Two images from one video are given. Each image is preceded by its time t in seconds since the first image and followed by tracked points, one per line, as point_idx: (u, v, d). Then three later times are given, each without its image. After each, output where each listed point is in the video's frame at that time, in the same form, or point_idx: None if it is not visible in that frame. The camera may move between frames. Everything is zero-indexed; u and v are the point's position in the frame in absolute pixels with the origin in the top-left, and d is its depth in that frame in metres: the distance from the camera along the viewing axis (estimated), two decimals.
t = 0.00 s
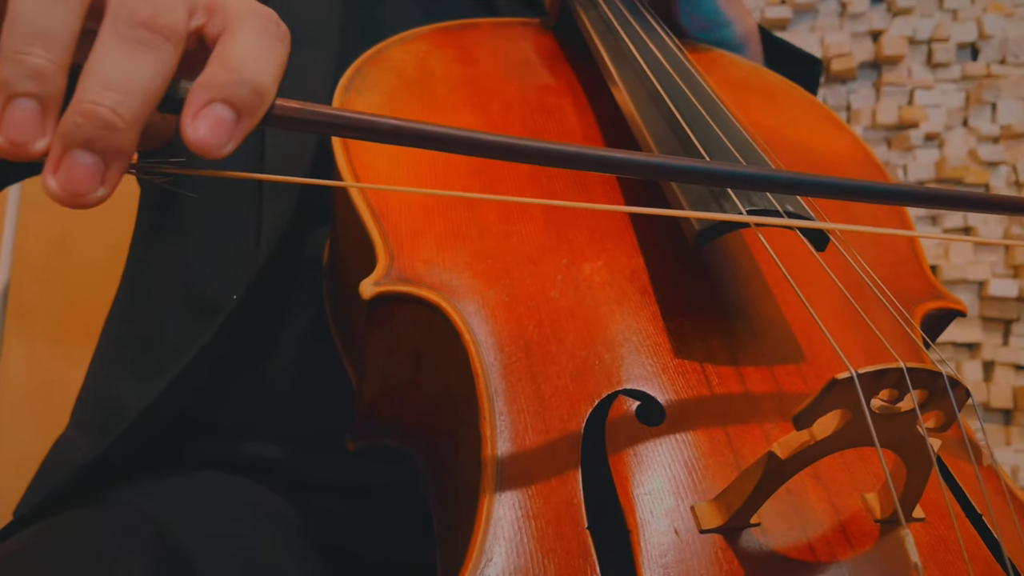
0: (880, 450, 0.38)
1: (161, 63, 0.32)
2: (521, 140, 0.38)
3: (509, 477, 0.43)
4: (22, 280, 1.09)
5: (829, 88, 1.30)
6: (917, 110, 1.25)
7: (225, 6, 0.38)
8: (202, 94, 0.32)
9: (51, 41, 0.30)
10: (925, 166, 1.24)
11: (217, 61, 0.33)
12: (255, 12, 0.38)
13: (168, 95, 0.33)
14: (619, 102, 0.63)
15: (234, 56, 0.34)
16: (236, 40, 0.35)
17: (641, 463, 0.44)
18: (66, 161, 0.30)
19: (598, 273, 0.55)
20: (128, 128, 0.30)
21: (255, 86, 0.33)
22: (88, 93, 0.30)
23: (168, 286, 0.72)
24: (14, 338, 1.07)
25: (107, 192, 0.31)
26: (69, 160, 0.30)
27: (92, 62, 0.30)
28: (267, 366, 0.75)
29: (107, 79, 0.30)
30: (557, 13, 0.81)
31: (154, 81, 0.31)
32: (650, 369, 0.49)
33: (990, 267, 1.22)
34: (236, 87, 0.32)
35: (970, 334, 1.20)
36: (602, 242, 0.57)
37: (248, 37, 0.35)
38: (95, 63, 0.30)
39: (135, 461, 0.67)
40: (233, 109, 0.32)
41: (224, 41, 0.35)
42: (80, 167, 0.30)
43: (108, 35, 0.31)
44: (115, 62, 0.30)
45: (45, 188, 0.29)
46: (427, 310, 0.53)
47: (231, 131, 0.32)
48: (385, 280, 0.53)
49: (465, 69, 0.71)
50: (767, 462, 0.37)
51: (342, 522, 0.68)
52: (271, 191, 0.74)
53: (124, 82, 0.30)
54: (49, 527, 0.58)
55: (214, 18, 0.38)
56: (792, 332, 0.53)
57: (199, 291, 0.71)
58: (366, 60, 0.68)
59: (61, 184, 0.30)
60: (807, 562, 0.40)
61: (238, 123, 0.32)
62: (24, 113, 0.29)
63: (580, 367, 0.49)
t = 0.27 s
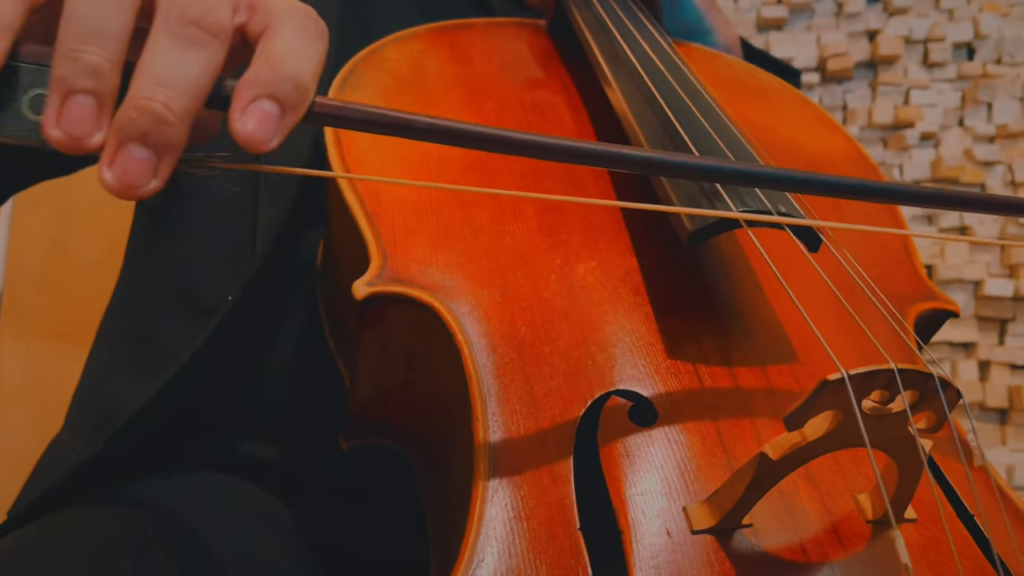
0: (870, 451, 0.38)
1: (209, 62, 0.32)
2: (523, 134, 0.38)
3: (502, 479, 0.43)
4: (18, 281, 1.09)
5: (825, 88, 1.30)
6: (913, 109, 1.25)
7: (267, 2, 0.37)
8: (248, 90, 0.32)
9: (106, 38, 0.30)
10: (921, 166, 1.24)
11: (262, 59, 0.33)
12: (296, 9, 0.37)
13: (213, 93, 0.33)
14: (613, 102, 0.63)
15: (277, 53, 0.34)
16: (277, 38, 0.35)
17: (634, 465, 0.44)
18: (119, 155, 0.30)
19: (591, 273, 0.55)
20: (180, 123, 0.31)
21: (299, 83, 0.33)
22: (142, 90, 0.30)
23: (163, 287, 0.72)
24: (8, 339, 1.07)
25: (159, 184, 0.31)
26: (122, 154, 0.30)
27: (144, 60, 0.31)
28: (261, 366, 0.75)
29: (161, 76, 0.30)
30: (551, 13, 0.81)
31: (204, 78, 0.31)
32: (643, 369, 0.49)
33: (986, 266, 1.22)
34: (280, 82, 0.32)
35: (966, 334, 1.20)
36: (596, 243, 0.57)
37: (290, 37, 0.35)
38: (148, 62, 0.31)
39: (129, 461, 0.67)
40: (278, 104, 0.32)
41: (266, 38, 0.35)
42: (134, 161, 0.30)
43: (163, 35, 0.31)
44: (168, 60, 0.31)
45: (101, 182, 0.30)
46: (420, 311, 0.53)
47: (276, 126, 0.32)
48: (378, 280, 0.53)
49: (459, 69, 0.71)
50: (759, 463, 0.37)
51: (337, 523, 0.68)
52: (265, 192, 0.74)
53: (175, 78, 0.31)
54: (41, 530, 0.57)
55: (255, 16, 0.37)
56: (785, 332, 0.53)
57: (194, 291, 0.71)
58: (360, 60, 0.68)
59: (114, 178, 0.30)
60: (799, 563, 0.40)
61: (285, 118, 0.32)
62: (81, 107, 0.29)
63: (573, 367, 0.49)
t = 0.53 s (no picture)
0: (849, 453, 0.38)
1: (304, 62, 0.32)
2: (522, 122, 0.36)
3: (485, 480, 0.43)
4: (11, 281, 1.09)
5: (818, 88, 1.30)
6: (905, 109, 1.25)
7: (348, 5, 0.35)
8: (340, 92, 0.31)
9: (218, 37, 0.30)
10: (913, 166, 1.24)
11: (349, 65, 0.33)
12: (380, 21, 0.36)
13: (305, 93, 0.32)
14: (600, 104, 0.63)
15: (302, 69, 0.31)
16: (363, 43, 0.34)
17: (615, 466, 0.44)
18: (183, 107, 0.29)
19: (576, 274, 0.55)
20: (282, 117, 0.31)
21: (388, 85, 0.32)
22: (247, 87, 0.30)
23: (153, 286, 0.71)
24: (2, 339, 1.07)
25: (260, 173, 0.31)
26: (228, 144, 0.30)
27: (250, 60, 0.30)
28: (250, 366, 0.75)
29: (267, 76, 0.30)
30: (540, 14, 0.81)
31: (303, 76, 0.31)
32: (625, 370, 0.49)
33: (978, 266, 1.22)
34: (265, 119, 0.30)
35: (958, 333, 1.20)
36: (582, 245, 0.57)
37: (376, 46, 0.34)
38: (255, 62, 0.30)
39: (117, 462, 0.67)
40: (257, 138, 0.30)
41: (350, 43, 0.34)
42: (239, 152, 0.30)
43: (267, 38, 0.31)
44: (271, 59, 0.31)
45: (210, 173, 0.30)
46: (405, 312, 0.53)
47: (255, 160, 0.30)
48: (363, 282, 0.53)
49: (448, 70, 0.71)
50: (738, 465, 0.37)
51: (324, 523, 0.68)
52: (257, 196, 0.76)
53: (278, 75, 0.30)
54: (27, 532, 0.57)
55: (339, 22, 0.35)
56: (769, 333, 0.53)
57: (182, 291, 0.71)
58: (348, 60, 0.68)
59: (179, 129, 0.29)
60: (779, 564, 0.40)
61: (263, 151, 0.31)
62: (194, 102, 0.29)
63: (556, 369, 0.49)
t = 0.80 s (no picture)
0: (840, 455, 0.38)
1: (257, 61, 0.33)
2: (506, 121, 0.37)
3: (478, 482, 0.43)
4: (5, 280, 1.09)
5: (814, 88, 1.30)
6: (901, 109, 1.25)
7: (290, 16, 0.38)
8: (298, 86, 0.33)
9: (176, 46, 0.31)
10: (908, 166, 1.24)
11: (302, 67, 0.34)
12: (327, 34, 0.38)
13: (260, 96, 0.33)
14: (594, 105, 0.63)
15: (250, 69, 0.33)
16: (309, 53, 0.36)
17: (608, 468, 0.44)
18: (143, 110, 0.30)
19: (569, 275, 0.55)
20: (242, 112, 0.32)
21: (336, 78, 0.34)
22: (207, 83, 0.31)
23: (147, 288, 0.71)
24: None
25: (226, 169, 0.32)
26: (191, 141, 0.30)
27: (208, 61, 0.32)
28: (244, 369, 0.75)
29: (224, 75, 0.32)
30: (534, 15, 0.81)
31: (257, 74, 0.33)
32: (619, 370, 0.49)
33: (973, 266, 1.22)
34: (223, 112, 0.31)
35: (953, 333, 1.20)
36: (576, 246, 0.57)
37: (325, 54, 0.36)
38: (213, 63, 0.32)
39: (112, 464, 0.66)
40: (219, 133, 0.31)
41: (297, 53, 0.36)
42: (200, 145, 0.31)
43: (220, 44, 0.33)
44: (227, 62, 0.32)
45: (173, 168, 0.30)
46: (399, 314, 0.53)
47: (221, 154, 0.31)
48: (357, 282, 0.53)
49: (442, 71, 0.71)
50: (730, 466, 0.37)
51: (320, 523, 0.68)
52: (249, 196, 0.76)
53: (234, 72, 0.32)
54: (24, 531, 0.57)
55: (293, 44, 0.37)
56: (762, 335, 0.53)
57: (177, 294, 0.71)
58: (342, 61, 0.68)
59: (140, 131, 0.30)
60: (771, 565, 0.41)
61: (228, 146, 0.31)
62: (154, 103, 0.30)
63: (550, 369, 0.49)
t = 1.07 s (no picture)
0: (830, 452, 0.38)
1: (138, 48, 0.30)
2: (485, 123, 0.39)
3: (467, 480, 0.43)
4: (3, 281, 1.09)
5: (810, 87, 1.30)
6: (896, 108, 1.25)
7: None
8: (173, 74, 0.30)
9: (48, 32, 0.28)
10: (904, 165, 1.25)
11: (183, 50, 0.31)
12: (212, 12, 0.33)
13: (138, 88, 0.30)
14: (586, 103, 0.63)
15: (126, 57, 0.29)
16: (192, 28, 0.32)
17: (599, 466, 0.44)
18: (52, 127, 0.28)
19: (561, 274, 0.55)
20: (118, 100, 0.29)
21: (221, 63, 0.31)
22: (78, 72, 0.28)
23: (137, 288, 0.71)
24: None
25: (100, 159, 0.29)
26: (62, 129, 0.28)
27: (77, 48, 0.29)
28: (233, 370, 0.75)
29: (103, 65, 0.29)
30: (528, 13, 0.81)
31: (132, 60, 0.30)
32: (611, 367, 0.49)
33: (968, 265, 1.22)
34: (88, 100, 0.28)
35: (948, 332, 1.20)
36: (568, 244, 0.57)
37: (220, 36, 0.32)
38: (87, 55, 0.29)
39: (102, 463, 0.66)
40: (92, 120, 0.28)
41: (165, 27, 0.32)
42: (71, 133, 0.28)
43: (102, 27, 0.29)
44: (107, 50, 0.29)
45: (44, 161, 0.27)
46: (390, 311, 0.53)
47: (96, 142, 0.28)
48: (348, 280, 0.53)
49: (435, 69, 0.71)
50: (720, 464, 0.37)
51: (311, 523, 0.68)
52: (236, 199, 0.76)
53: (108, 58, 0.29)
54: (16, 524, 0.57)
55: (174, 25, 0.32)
56: (754, 332, 0.53)
57: (166, 294, 0.71)
58: (335, 59, 0.68)
59: (55, 152, 0.27)
60: (761, 563, 0.40)
61: (102, 137, 0.28)
62: (21, 95, 0.27)
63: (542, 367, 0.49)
